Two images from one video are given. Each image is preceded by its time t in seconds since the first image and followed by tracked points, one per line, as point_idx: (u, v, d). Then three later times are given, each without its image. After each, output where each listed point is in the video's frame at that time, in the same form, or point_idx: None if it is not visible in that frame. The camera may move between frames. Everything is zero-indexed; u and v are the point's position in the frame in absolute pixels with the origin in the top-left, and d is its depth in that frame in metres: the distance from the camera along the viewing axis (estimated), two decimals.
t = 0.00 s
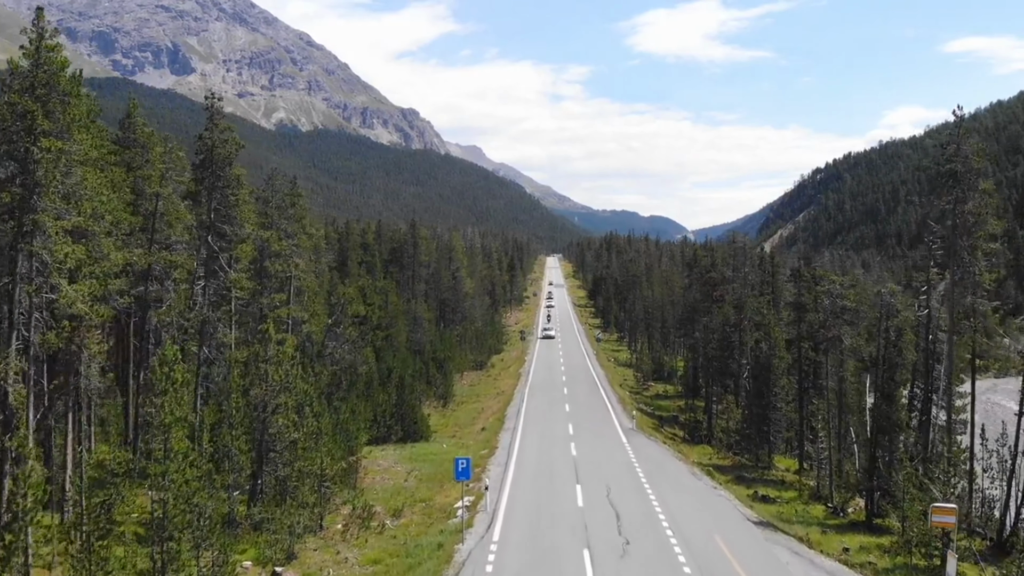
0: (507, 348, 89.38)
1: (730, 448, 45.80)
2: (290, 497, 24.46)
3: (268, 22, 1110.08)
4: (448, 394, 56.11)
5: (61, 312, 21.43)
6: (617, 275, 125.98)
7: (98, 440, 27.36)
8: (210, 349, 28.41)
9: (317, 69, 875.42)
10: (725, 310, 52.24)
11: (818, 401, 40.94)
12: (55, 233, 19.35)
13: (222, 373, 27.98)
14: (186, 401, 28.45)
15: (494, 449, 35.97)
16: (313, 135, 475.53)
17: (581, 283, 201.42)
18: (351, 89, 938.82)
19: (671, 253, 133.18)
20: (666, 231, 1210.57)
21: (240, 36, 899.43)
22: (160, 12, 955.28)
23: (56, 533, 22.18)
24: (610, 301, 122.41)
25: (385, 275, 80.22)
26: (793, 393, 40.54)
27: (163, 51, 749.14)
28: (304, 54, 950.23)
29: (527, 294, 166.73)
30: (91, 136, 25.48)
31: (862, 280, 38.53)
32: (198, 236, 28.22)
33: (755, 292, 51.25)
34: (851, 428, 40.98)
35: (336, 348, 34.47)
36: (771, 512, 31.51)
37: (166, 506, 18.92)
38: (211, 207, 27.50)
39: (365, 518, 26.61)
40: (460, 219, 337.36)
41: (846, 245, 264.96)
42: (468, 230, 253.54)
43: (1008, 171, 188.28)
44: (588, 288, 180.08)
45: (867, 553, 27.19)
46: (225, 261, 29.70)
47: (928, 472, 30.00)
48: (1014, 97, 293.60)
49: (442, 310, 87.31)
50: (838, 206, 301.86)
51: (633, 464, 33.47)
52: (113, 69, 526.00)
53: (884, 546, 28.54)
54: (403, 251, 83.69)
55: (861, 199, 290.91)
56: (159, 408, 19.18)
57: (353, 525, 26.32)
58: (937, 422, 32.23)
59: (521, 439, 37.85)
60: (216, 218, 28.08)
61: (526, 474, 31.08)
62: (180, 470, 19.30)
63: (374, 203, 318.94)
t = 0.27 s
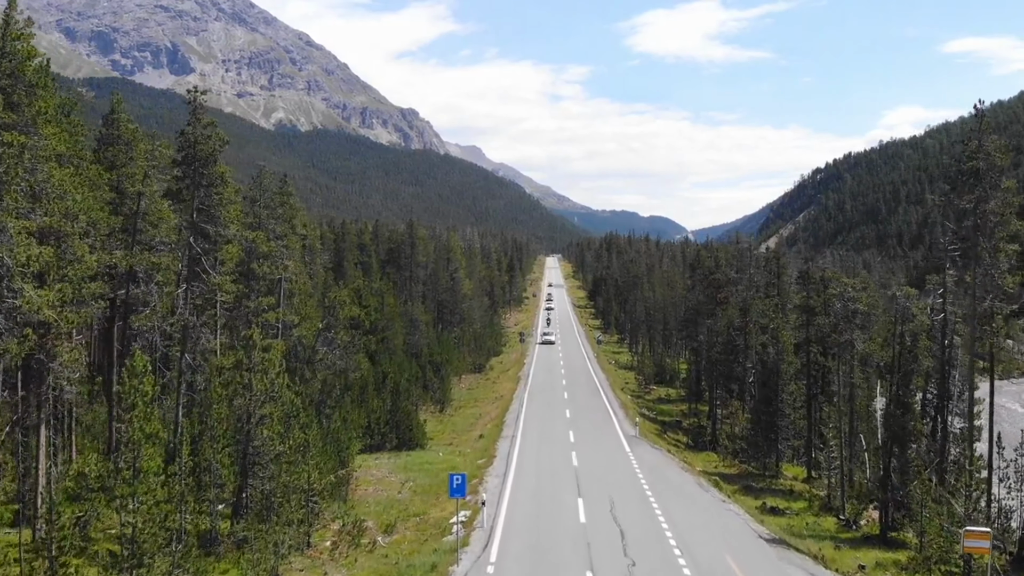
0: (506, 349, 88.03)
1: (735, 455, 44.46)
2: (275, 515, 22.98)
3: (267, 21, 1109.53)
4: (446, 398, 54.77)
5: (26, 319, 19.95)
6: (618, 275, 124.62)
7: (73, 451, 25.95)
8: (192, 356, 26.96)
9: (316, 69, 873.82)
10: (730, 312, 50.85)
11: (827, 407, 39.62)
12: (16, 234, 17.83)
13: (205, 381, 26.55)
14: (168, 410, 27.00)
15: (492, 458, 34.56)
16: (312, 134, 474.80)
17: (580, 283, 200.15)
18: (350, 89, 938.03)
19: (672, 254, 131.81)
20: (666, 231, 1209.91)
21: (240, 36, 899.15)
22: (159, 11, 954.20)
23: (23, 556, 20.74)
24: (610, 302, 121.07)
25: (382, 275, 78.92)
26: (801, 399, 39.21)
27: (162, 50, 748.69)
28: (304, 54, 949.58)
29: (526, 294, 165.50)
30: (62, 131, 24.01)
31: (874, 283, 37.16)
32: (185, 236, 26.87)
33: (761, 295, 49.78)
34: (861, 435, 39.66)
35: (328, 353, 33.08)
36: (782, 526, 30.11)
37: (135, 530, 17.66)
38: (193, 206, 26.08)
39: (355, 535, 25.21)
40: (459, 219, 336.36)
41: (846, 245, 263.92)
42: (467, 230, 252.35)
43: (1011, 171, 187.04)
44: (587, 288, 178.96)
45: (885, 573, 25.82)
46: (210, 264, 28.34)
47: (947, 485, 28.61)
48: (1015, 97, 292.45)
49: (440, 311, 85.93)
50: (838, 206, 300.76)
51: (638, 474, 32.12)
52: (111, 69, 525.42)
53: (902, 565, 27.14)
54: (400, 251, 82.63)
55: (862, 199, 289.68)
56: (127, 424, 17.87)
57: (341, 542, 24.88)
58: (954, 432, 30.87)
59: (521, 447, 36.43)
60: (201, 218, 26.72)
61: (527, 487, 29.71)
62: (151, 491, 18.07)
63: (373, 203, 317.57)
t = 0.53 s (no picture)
0: (505, 352, 86.68)
1: (741, 464, 43.18)
2: (257, 537, 21.68)
3: (266, 21, 1108.09)
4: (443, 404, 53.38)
5: None
6: (618, 277, 123.33)
7: (47, 466, 24.55)
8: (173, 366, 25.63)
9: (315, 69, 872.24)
10: (734, 316, 49.61)
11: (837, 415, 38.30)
12: None
13: (187, 392, 25.25)
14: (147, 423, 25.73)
15: (489, 470, 33.23)
16: (311, 134, 473.42)
17: (580, 283, 198.81)
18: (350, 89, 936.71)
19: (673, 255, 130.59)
20: (665, 231, 1208.80)
21: (239, 36, 897.54)
22: (158, 11, 952.45)
23: None
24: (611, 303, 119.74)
25: (379, 277, 77.54)
26: (810, 407, 37.91)
27: (161, 50, 747.21)
28: (303, 53, 948.14)
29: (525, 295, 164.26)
30: (32, 129, 22.64)
31: (885, 287, 35.92)
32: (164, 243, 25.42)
33: (766, 299, 48.45)
34: (872, 445, 38.38)
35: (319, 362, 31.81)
36: (793, 543, 28.77)
37: (99, 562, 16.34)
38: (174, 209, 24.74)
39: (344, 556, 23.91)
40: (458, 220, 335.14)
41: (847, 245, 262.82)
42: (467, 230, 251.08)
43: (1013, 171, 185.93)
44: (587, 289, 177.75)
45: None
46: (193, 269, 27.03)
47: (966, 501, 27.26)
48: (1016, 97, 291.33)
49: (438, 313, 84.56)
50: (838, 206, 299.68)
51: (641, 487, 30.79)
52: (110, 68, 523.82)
53: None
54: (398, 252, 81.40)
55: (863, 199, 288.53)
56: (90, 447, 16.52)
57: (329, 564, 23.59)
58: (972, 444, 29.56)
59: (519, 457, 35.08)
60: (181, 221, 25.27)
61: (525, 502, 28.34)
62: (119, 519, 16.73)
63: (372, 203, 316.12)
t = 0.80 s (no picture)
0: (504, 356, 85.28)
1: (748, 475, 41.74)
2: (238, 566, 20.29)
3: (265, 21, 1106.62)
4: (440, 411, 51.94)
5: None
6: (618, 278, 122.06)
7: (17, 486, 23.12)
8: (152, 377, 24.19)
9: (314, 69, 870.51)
10: (739, 321, 48.25)
11: (849, 426, 36.87)
12: None
13: (168, 406, 23.81)
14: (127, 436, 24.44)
15: (488, 485, 31.81)
16: (310, 134, 472.08)
17: (579, 284, 197.56)
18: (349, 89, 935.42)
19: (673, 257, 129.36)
20: (665, 231, 1207.89)
21: (238, 36, 896.29)
22: (157, 10, 950.78)
23: None
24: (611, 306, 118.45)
25: (376, 280, 76.12)
26: (820, 418, 36.48)
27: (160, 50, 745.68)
28: (302, 53, 946.91)
29: (524, 297, 162.60)
30: None
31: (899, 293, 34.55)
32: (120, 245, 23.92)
33: (773, 303, 47.04)
34: (884, 457, 36.96)
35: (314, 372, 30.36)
36: (807, 563, 27.37)
37: None
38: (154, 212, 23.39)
39: None
40: (457, 220, 333.56)
41: (847, 246, 261.58)
42: (465, 230, 249.79)
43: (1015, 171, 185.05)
44: (586, 290, 176.42)
45: None
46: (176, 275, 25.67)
47: (989, 520, 25.88)
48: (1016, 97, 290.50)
49: (436, 316, 83.13)
50: (839, 207, 298.53)
51: (646, 504, 29.39)
52: (108, 67, 522.29)
53: None
54: (395, 255, 80.11)
55: (863, 199, 287.50)
56: (48, 476, 15.08)
57: None
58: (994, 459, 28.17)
59: (519, 471, 33.67)
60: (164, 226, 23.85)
61: (525, 521, 26.93)
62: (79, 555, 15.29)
63: (370, 203, 314.77)
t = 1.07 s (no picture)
0: (502, 359, 83.89)
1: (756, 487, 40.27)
2: None
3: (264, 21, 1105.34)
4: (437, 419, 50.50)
5: None
6: (618, 280, 120.81)
7: None
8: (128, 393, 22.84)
9: (313, 69, 868.63)
10: (745, 327, 46.85)
11: (861, 438, 35.50)
12: None
13: (145, 425, 22.41)
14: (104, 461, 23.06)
15: (485, 502, 30.44)
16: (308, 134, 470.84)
17: (579, 285, 196.28)
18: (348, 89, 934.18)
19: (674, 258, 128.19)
20: (664, 231, 1206.89)
21: (237, 35, 895.18)
22: (156, 10, 949.35)
23: None
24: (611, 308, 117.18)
25: (372, 283, 74.71)
26: (832, 429, 35.08)
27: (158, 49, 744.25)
28: (301, 53, 945.78)
29: (524, 298, 161.26)
30: None
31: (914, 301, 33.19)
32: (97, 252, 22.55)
33: (780, 309, 45.66)
34: (898, 469, 35.59)
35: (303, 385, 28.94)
36: None
37: None
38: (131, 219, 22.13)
39: None
40: (456, 220, 332.24)
41: (848, 246, 260.31)
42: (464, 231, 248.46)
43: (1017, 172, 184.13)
44: (586, 291, 175.09)
45: None
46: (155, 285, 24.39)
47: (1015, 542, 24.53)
48: (1017, 97, 289.39)
49: (434, 319, 81.75)
50: (839, 207, 297.34)
51: (651, 522, 28.07)
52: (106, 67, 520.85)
53: None
54: (392, 257, 79.07)
55: (864, 200, 286.43)
56: None
57: None
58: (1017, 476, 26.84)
59: (517, 486, 32.28)
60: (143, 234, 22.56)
61: (524, 543, 25.56)
62: None
63: (369, 203, 313.40)
